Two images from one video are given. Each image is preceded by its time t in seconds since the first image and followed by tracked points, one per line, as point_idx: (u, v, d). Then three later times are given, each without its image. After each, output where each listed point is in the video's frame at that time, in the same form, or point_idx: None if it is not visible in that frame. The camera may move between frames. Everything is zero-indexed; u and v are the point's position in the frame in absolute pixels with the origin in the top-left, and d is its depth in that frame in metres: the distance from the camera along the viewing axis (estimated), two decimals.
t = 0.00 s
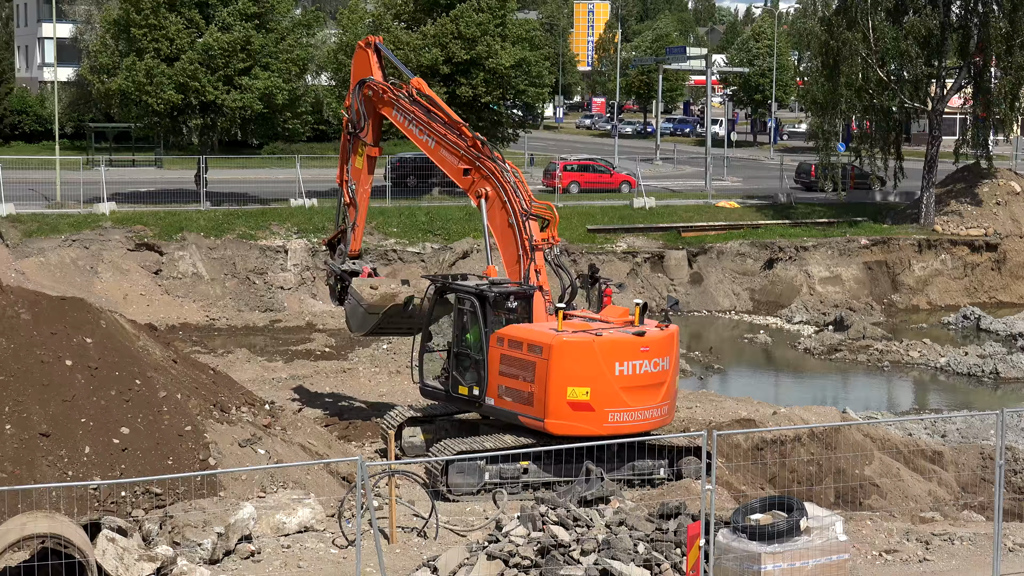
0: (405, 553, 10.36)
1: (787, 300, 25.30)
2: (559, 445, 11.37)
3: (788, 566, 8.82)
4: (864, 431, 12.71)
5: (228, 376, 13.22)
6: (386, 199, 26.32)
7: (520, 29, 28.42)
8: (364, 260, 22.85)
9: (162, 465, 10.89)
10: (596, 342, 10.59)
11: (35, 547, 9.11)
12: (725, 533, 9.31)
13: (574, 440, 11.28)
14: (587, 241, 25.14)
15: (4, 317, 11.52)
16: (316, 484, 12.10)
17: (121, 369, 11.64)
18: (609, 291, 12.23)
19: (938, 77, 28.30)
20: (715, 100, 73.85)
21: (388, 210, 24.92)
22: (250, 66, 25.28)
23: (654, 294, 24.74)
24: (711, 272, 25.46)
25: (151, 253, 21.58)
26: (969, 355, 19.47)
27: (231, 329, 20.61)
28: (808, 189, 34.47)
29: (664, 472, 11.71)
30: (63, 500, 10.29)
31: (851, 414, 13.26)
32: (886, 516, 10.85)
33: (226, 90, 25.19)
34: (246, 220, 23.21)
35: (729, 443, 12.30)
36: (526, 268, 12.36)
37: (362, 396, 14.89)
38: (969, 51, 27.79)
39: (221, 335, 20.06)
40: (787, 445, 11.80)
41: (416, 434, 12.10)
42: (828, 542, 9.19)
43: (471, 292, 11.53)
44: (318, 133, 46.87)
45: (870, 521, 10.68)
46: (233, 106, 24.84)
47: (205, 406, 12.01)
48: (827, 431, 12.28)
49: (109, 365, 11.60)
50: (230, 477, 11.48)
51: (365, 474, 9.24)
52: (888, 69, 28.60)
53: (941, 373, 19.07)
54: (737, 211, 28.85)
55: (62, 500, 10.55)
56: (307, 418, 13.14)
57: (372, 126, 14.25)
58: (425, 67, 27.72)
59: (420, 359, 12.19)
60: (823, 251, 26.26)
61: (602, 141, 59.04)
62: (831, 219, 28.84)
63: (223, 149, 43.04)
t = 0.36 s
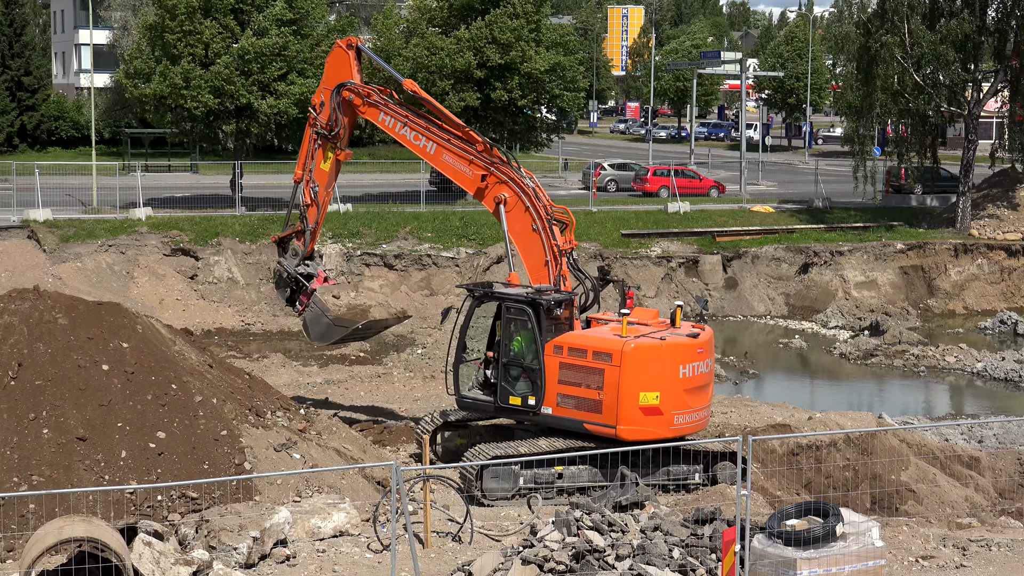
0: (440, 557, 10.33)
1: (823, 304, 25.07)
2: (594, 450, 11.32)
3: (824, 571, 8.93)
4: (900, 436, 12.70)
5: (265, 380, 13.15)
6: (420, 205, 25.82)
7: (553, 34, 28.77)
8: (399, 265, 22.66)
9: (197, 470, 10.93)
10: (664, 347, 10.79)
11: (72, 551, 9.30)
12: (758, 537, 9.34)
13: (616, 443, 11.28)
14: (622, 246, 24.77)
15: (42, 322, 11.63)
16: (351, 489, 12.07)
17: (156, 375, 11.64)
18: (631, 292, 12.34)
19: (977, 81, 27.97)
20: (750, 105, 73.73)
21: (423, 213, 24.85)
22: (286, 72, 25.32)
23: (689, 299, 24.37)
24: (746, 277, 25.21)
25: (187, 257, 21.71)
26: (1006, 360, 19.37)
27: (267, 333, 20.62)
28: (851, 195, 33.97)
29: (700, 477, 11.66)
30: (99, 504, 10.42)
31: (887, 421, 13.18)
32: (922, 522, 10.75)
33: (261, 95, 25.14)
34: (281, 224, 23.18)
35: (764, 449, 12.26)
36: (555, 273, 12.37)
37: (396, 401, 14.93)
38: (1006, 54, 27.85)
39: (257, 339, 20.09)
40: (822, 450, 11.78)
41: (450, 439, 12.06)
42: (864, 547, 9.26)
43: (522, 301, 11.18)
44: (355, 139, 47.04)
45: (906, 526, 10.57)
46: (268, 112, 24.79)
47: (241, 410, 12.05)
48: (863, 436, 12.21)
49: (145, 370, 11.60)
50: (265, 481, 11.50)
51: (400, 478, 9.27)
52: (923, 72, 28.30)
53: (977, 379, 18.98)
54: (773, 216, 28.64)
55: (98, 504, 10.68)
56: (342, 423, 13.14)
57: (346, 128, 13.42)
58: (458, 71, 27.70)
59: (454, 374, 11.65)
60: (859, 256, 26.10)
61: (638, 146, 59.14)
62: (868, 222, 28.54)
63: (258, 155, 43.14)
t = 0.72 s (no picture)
0: (483, 564, 10.34)
1: (866, 311, 24.78)
2: (636, 457, 11.34)
3: None
4: (945, 443, 12.64)
5: (308, 388, 13.26)
6: (463, 212, 25.84)
7: (596, 40, 28.69)
8: (441, 271, 22.67)
9: (242, 476, 10.99)
10: (731, 353, 11.11)
11: (118, 557, 9.41)
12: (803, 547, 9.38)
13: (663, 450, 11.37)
14: (664, 252, 24.78)
15: (87, 330, 11.75)
16: (394, 496, 12.05)
17: (201, 382, 11.76)
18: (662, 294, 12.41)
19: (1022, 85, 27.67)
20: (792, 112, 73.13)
21: (465, 221, 24.77)
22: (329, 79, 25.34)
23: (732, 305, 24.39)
24: (789, 284, 25.02)
25: (230, 265, 21.79)
26: None
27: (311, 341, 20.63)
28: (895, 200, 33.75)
29: (744, 484, 11.65)
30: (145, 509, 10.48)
31: (933, 428, 13.12)
32: (968, 530, 10.64)
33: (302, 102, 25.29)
34: (324, 233, 23.09)
35: (808, 455, 12.31)
36: (594, 279, 12.21)
37: (438, 407, 15.02)
38: None
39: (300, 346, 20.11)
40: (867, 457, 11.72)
41: (494, 446, 12.07)
42: (909, 556, 9.30)
43: (583, 311, 11.06)
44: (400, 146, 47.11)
45: (951, 534, 10.43)
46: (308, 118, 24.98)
47: (284, 417, 12.12)
48: (907, 443, 12.15)
49: (188, 376, 11.73)
50: (309, 487, 11.53)
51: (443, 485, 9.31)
52: (968, 77, 28.07)
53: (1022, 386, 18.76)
54: (815, 222, 28.31)
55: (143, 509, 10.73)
56: (385, 430, 13.14)
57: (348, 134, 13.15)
58: (499, 77, 27.76)
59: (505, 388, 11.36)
60: (902, 261, 25.60)
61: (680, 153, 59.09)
62: (913, 229, 28.07)
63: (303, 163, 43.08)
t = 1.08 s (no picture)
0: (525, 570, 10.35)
1: (910, 319, 24.42)
2: (678, 465, 11.33)
3: None
4: (991, 452, 12.49)
5: (352, 395, 13.30)
6: (506, 219, 25.83)
7: (640, 48, 28.92)
8: (484, 279, 22.73)
9: (285, 483, 11.01)
10: (790, 360, 11.20)
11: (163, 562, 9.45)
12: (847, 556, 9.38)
13: (714, 457, 11.45)
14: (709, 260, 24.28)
15: (132, 337, 11.82)
16: (437, 503, 12.05)
17: (246, 389, 11.82)
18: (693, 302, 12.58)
19: None
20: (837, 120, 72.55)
21: (508, 228, 24.71)
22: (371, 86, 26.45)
23: (775, 313, 24.41)
24: (833, 292, 24.73)
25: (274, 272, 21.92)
26: None
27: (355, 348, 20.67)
28: (938, 211, 33.26)
29: (787, 492, 11.63)
30: (190, 516, 10.54)
31: (978, 437, 13.03)
32: (1014, 540, 10.50)
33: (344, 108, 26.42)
34: (368, 239, 23.21)
35: (852, 464, 12.24)
36: (636, 287, 12.30)
37: (480, 414, 15.15)
38: None
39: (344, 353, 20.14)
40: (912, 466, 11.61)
41: (536, 454, 12.08)
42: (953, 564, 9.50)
43: (641, 321, 11.07)
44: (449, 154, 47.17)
45: (997, 544, 10.28)
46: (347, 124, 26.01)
47: (328, 423, 12.16)
48: (953, 452, 12.05)
49: (233, 384, 11.81)
50: (352, 494, 11.54)
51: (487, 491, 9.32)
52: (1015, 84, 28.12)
53: None
54: (860, 229, 27.54)
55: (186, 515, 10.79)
56: (427, 437, 13.16)
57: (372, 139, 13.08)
58: (543, 85, 28.16)
59: (562, 400, 11.27)
60: (946, 269, 25.23)
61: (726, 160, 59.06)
62: (959, 235, 27.64)
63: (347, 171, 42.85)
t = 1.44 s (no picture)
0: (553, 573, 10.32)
1: (942, 325, 24.14)
2: (708, 470, 11.34)
3: None
4: None
5: (382, 399, 13.29)
6: (537, 223, 25.83)
7: (671, 53, 29.08)
8: (514, 283, 22.68)
9: (315, 486, 11.02)
10: (828, 362, 11.45)
11: (193, 565, 9.38)
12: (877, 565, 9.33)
13: (750, 458, 11.55)
14: (739, 265, 24.56)
15: (163, 340, 11.85)
16: (467, 507, 12.04)
17: (276, 392, 11.85)
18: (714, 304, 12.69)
19: None
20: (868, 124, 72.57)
21: (539, 232, 24.65)
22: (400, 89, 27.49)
23: (806, 318, 24.11)
24: (864, 297, 24.55)
25: (305, 275, 22.04)
26: None
27: (384, 351, 20.68)
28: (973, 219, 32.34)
29: (817, 499, 11.65)
30: (219, 519, 10.57)
31: (1010, 444, 13.03)
32: None
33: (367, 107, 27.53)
34: (398, 243, 23.37)
35: (883, 470, 12.24)
36: (668, 295, 12.37)
37: (510, 419, 15.34)
38: None
39: (374, 357, 20.13)
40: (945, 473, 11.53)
41: (565, 458, 12.10)
42: (985, 571, 9.47)
43: (684, 327, 11.10)
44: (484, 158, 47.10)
45: None
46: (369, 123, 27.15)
47: (358, 426, 12.18)
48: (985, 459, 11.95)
49: (264, 387, 11.83)
50: (382, 497, 11.53)
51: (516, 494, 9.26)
52: None
53: None
54: (892, 235, 27.63)
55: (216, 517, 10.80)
56: (457, 441, 13.19)
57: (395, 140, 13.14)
58: (574, 90, 28.42)
59: (604, 409, 11.20)
60: (980, 275, 24.87)
61: (756, 165, 59.02)
62: (993, 241, 27.29)
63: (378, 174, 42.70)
